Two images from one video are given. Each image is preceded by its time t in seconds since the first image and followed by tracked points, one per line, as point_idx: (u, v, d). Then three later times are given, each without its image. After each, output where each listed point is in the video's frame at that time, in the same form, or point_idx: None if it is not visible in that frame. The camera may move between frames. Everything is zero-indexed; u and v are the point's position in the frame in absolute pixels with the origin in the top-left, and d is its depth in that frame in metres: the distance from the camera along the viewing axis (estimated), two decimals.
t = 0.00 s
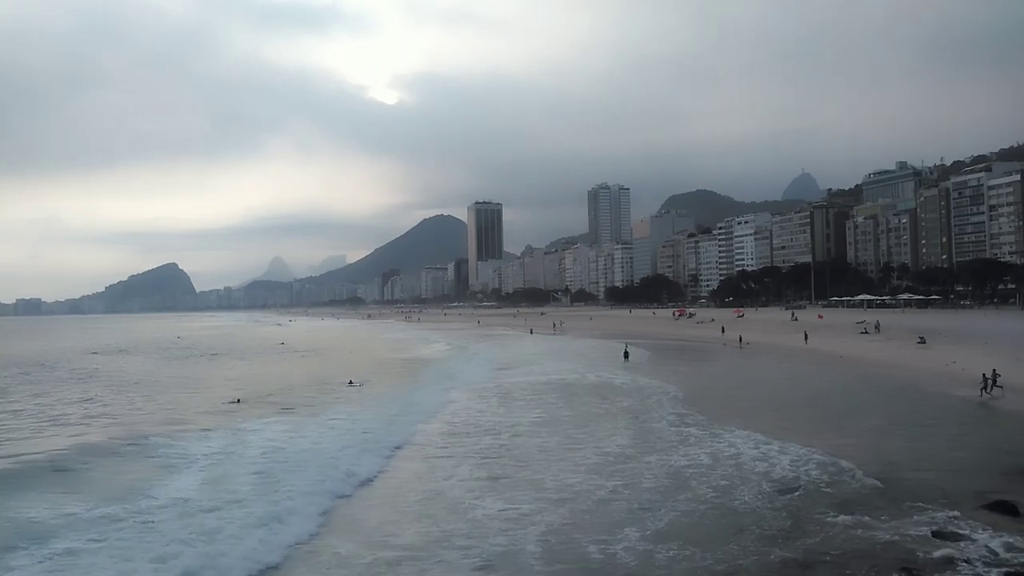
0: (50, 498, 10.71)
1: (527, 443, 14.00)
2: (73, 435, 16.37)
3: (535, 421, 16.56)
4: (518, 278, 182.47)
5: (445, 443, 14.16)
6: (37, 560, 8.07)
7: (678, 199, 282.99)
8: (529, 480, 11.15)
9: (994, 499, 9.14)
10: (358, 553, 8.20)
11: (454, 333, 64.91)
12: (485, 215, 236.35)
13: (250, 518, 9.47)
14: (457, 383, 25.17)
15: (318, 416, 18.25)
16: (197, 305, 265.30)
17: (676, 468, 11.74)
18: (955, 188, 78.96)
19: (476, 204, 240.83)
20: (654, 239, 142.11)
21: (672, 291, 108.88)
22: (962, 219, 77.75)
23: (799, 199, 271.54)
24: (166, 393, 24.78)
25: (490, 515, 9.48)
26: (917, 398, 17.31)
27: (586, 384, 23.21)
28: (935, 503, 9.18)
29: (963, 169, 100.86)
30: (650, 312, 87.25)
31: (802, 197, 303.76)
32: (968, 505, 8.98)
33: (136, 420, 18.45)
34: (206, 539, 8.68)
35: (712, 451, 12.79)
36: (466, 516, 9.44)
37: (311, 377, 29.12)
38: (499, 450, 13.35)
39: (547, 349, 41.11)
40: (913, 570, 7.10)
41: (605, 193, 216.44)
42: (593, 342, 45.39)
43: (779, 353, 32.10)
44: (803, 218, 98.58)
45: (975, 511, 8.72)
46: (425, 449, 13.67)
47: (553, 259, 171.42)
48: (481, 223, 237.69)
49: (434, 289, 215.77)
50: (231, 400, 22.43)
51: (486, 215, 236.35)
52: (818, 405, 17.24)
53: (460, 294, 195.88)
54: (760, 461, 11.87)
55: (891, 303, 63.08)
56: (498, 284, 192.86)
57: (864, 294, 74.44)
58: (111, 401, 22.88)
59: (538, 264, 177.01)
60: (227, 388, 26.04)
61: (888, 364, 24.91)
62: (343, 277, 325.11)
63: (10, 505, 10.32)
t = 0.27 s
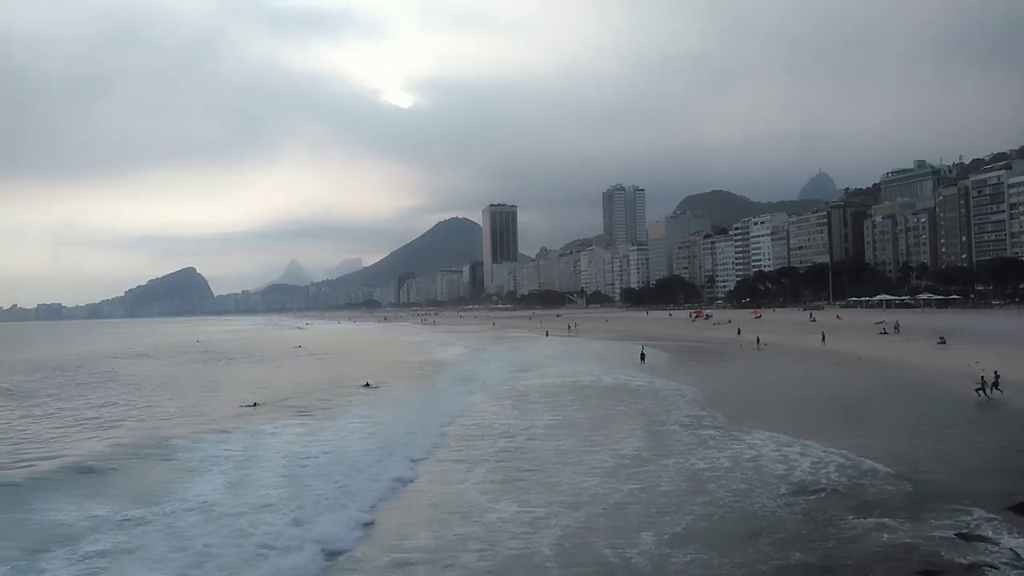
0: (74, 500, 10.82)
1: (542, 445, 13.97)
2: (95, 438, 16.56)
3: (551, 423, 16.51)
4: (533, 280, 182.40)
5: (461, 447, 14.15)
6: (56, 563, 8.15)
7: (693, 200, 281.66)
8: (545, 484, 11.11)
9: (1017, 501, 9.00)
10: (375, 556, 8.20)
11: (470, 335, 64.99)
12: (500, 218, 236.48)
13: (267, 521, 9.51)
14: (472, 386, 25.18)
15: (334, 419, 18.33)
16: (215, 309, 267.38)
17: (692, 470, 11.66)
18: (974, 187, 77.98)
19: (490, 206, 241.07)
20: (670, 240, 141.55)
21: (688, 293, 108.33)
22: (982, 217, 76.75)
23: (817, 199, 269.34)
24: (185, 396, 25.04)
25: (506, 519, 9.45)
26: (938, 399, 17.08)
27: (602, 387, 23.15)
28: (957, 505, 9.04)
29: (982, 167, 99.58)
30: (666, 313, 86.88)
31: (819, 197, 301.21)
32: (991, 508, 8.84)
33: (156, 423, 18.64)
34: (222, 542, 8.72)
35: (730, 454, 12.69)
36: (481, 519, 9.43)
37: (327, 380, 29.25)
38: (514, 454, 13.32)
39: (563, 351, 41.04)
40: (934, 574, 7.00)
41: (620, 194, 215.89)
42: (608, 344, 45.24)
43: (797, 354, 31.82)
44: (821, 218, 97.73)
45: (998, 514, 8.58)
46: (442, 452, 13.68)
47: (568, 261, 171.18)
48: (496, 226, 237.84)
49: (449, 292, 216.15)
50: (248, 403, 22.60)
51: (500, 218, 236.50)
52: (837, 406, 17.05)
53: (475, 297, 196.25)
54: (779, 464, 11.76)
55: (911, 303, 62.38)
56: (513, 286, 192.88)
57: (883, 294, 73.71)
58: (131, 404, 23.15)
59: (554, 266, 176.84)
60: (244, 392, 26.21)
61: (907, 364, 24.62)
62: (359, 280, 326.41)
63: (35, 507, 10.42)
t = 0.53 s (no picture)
0: (112, 501, 10.98)
1: (567, 450, 13.92)
2: (128, 441, 16.84)
3: (577, 427, 16.45)
4: (558, 283, 182.12)
5: (486, 450, 14.15)
6: (89, 564, 8.28)
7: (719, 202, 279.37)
8: (571, 488, 11.07)
9: None
10: (406, 558, 8.24)
11: (495, 339, 64.99)
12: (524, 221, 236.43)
13: (293, 524, 9.59)
14: (497, 389, 25.18)
15: (360, 422, 18.44)
16: (242, 314, 270.28)
17: (719, 475, 11.55)
18: (1006, 186, 76.49)
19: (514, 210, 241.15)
20: (695, 242, 140.58)
21: (714, 295, 107.44)
22: (1015, 217, 75.20)
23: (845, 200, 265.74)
24: (214, 399, 25.42)
25: (532, 523, 9.43)
26: (975, 401, 16.72)
27: (627, 390, 23.05)
28: (992, 510, 8.85)
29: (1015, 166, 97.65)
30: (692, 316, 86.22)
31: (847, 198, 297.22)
32: None
33: (187, 426, 18.91)
34: (251, 544, 8.81)
35: (760, 459, 12.54)
36: (507, 523, 9.43)
37: (352, 384, 29.43)
38: (540, 458, 13.29)
39: (587, 354, 40.91)
40: None
41: (645, 196, 214.82)
42: (633, 347, 45.00)
43: (825, 357, 31.41)
44: (848, 219, 96.50)
45: None
46: (468, 456, 13.67)
47: (593, 264, 170.66)
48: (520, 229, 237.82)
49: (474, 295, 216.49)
50: (274, 406, 22.88)
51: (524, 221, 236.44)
52: (870, 409, 16.77)
53: (500, 300, 196.54)
54: (809, 469, 11.58)
55: (942, 305, 61.31)
56: (537, 290, 192.71)
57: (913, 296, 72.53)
58: (162, 407, 23.52)
59: (578, 269, 176.40)
60: (272, 396, 26.44)
61: (939, 367, 24.18)
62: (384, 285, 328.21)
63: (68, 510, 10.61)
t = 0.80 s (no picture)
0: (152, 496, 11.19)
1: (596, 448, 13.87)
2: (164, 437, 17.15)
3: (605, 426, 16.39)
4: (586, 281, 181.65)
5: (514, 449, 14.15)
6: (124, 558, 8.43)
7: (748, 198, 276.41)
8: (601, 487, 11.03)
9: None
10: (438, 556, 8.28)
11: (523, 338, 65.01)
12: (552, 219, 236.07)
13: (324, 521, 9.67)
14: (525, 388, 25.19)
15: (389, 419, 18.57)
16: (273, 312, 273.62)
17: (750, 475, 11.44)
18: None
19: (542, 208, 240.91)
20: (725, 240, 139.23)
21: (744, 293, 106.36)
22: None
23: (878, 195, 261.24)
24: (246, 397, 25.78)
25: (560, 522, 9.41)
26: (1014, 401, 16.33)
27: (656, 389, 22.92)
28: None
29: None
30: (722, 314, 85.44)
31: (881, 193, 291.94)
32: None
33: (221, 423, 19.21)
34: (282, 540, 8.91)
35: (792, 459, 12.38)
36: (536, 522, 9.43)
37: (381, 382, 29.64)
38: (568, 456, 13.28)
39: (616, 353, 40.75)
40: None
41: (673, 193, 213.25)
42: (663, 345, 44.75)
43: (858, 355, 30.95)
44: (882, 215, 94.84)
45: None
46: (498, 454, 13.68)
47: (621, 262, 169.88)
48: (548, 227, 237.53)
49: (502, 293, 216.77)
50: (305, 404, 23.14)
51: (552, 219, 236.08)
52: (906, 408, 16.48)
53: (528, 298, 196.59)
54: (843, 469, 11.40)
55: (979, 302, 60.03)
56: (566, 288, 192.38)
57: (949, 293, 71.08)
58: (196, 405, 23.90)
59: (606, 267, 175.72)
60: (303, 393, 26.72)
61: (976, 365, 23.68)
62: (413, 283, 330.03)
63: (105, 505, 10.82)
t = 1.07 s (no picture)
0: (188, 493, 11.33)
1: (624, 447, 13.86)
2: (198, 435, 17.38)
3: (634, 425, 16.33)
4: (613, 280, 180.95)
5: (543, 448, 14.15)
6: (160, 552, 8.60)
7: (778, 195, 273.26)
8: (628, 486, 11.02)
9: None
10: (470, 555, 8.28)
11: (550, 336, 65.05)
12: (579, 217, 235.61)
13: (353, 518, 9.79)
14: (552, 386, 25.19)
15: (417, 418, 18.62)
16: (303, 312, 276.70)
17: (781, 475, 11.34)
18: None
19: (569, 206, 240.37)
20: (754, 237, 137.80)
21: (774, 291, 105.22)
22: None
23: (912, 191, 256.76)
24: (276, 396, 26.03)
25: (590, 521, 9.41)
26: None
27: (686, 388, 22.76)
28: None
29: None
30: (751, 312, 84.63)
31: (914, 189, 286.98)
32: None
33: (252, 422, 19.41)
34: (315, 537, 9.02)
35: (823, 459, 12.22)
36: (563, 522, 9.42)
37: (411, 380, 29.84)
38: (596, 455, 13.26)
39: (643, 351, 40.59)
40: None
41: (701, 190, 211.67)
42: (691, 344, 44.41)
43: (892, 354, 30.44)
44: (916, 211, 93.26)
45: None
46: (528, 453, 13.65)
47: (649, 260, 168.93)
48: (575, 225, 237.00)
49: (529, 292, 216.85)
50: (333, 403, 23.29)
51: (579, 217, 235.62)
52: (941, 407, 16.15)
53: (555, 297, 196.28)
54: (877, 470, 11.20)
55: (1016, 299, 58.73)
56: (593, 286, 191.81)
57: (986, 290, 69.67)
58: (228, 404, 24.19)
59: (634, 265, 174.88)
60: (332, 392, 26.95)
61: (1014, 363, 23.14)
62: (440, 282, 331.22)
63: (143, 500, 11.05)
